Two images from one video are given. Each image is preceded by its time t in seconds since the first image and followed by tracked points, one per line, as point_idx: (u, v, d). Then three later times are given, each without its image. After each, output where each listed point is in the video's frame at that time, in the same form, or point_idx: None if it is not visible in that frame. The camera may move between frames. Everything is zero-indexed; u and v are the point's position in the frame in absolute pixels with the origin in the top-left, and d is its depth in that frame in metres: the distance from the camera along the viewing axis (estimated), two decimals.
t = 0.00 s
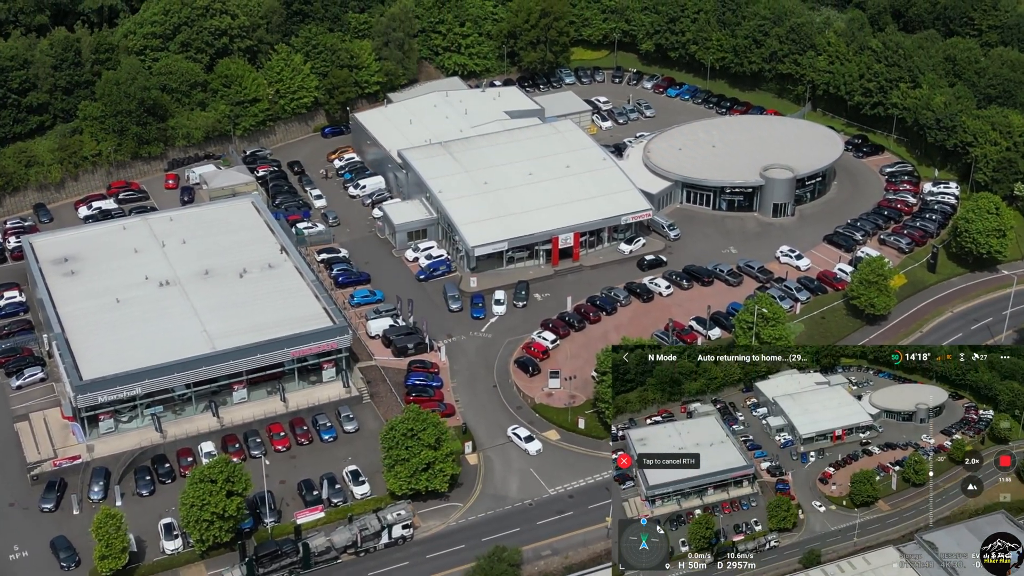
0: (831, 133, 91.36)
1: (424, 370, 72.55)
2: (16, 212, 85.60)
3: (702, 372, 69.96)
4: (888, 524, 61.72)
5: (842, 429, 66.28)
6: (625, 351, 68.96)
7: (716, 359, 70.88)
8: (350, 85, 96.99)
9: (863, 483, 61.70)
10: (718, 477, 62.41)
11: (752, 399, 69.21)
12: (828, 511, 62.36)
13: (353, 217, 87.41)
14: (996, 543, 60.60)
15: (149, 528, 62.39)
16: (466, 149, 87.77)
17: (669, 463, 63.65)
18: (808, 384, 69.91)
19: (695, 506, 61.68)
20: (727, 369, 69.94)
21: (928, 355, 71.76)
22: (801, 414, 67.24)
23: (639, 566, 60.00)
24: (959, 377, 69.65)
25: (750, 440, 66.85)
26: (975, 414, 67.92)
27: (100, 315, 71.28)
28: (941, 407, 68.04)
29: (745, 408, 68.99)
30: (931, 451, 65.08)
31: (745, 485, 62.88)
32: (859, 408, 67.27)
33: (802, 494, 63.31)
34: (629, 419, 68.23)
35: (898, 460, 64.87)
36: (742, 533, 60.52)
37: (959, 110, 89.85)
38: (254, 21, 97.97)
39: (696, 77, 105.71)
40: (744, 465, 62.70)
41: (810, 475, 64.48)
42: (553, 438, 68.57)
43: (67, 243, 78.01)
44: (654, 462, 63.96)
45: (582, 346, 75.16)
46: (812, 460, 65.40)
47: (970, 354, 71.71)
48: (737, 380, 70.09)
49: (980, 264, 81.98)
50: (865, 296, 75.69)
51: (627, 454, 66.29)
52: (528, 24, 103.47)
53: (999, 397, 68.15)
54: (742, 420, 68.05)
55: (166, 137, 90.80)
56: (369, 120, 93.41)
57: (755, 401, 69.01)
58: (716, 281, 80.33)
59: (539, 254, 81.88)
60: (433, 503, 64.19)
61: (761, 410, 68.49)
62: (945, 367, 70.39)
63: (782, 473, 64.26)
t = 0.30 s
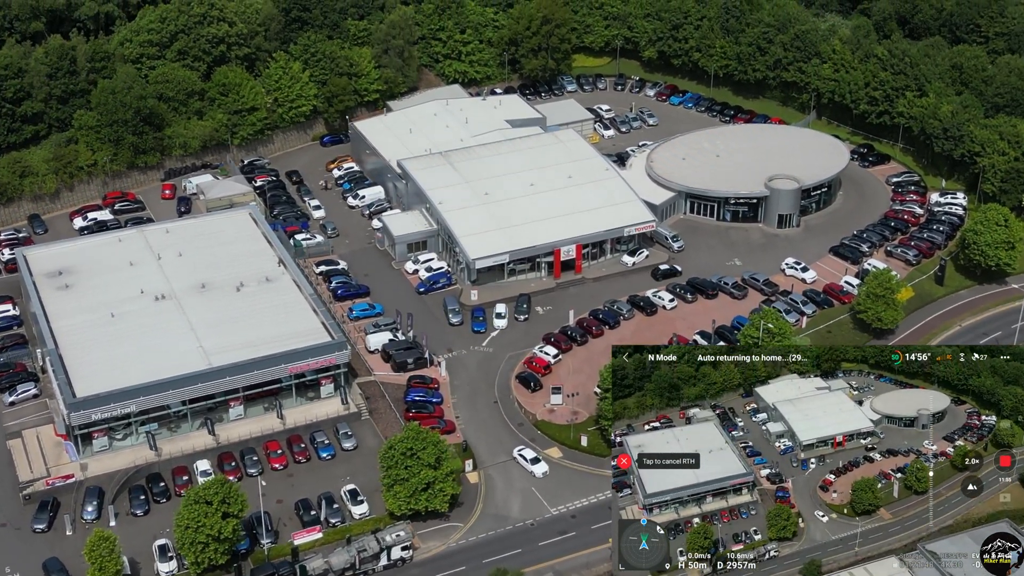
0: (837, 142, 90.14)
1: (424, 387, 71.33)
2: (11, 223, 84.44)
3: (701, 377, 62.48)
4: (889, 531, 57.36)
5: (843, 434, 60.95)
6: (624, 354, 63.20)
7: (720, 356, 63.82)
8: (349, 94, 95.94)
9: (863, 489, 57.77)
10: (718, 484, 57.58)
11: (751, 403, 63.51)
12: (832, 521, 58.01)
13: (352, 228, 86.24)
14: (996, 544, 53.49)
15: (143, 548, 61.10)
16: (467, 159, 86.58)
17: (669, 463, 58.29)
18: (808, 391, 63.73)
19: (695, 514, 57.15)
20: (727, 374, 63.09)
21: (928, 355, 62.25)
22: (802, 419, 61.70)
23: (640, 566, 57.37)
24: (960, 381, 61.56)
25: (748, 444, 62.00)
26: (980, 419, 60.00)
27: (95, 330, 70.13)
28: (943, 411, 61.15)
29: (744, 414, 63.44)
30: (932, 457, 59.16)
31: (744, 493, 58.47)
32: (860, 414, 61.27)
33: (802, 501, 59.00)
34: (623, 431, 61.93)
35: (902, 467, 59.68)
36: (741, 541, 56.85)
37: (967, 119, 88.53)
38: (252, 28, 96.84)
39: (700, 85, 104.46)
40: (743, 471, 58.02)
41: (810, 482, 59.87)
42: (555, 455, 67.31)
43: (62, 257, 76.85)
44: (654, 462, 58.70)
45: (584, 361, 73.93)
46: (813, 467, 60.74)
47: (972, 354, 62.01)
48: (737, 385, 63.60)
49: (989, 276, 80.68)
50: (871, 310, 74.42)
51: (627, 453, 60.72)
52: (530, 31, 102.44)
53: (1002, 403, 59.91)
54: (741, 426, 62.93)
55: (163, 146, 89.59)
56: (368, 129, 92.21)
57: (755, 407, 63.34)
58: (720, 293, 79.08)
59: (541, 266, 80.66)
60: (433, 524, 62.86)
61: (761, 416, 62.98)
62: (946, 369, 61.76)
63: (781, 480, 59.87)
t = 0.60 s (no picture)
0: (842, 152, 88.94)
1: (424, 403, 70.10)
2: (5, 234, 83.20)
3: (700, 381, 61.62)
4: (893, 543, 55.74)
5: (843, 438, 59.41)
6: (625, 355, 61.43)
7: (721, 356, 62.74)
8: (348, 102, 94.71)
9: (863, 497, 56.26)
10: (716, 491, 56.87)
11: (750, 407, 61.68)
12: (835, 530, 56.80)
13: (351, 239, 85.05)
14: (994, 543, 52.48)
15: (137, 570, 59.85)
16: (467, 170, 85.41)
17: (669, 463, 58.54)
18: (809, 395, 62.17)
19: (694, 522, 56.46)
20: (726, 377, 61.82)
21: (930, 355, 61.11)
22: (802, 424, 60.37)
23: (642, 567, 57.24)
24: (961, 385, 59.96)
25: (746, 450, 60.36)
26: (982, 423, 58.26)
27: (89, 346, 68.94)
28: (944, 416, 59.44)
29: (744, 418, 61.69)
30: (935, 463, 57.69)
31: (745, 500, 57.35)
32: (861, 418, 60.05)
33: (802, 508, 57.45)
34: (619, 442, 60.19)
35: (904, 472, 58.25)
36: (740, 549, 55.86)
37: (975, 129, 87.28)
38: (250, 36, 95.73)
39: (703, 92, 103.23)
40: (741, 477, 57.20)
41: (811, 488, 58.16)
42: (558, 474, 66.06)
43: (56, 269, 75.70)
44: (655, 462, 58.93)
45: (587, 376, 72.71)
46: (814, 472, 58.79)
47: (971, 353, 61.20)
48: (736, 389, 62.04)
49: (997, 288, 79.45)
50: (879, 324, 73.26)
51: (626, 453, 59.63)
52: (531, 38, 101.39)
53: (1005, 408, 58.51)
54: (740, 430, 61.15)
55: (159, 155, 88.36)
56: (368, 138, 91.03)
57: (755, 410, 61.62)
58: (725, 306, 77.88)
59: (542, 278, 79.44)
60: (432, 545, 61.57)
61: (761, 420, 61.34)
62: (948, 372, 60.27)
63: (782, 485, 58.06)
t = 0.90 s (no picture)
0: (848, 162, 87.73)
1: (423, 419, 68.82)
2: None
3: (698, 384, 61.86)
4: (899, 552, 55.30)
5: (844, 443, 59.09)
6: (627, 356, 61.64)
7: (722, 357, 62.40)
8: (348, 110, 93.61)
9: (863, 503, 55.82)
10: (715, 497, 56.34)
11: (749, 409, 61.75)
12: (838, 539, 56.29)
13: (350, 250, 83.84)
14: (995, 542, 52.54)
15: None
16: (468, 180, 84.20)
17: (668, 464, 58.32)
18: (809, 398, 61.89)
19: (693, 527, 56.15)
20: (726, 381, 61.76)
21: (930, 356, 61.27)
22: (802, 429, 60.21)
23: (641, 567, 57.20)
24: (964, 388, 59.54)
25: (745, 454, 60.45)
26: (986, 427, 58.76)
27: (83, 362, 67.81)
28: (947, 419, 59.57)
29: (744, 421, 61.64)
30: (937, 468, 57.60)
31: (744, 506, 57.06)
32: (862, 422, 59.74)
33: (802, 515, 57.23)
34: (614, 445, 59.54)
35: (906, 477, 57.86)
36: (739, 557, 55.35)
37: (982, 139, 86.03)
38: (248, 43, 94.57)
39: (706, 100, 102.05)
40: (740, 484, 56.85)
41: (811, 494, 58.04)
42: (560, 492, 64.72)
43: (50, 282, 74.53)
44: (654, 462, 58.72)
45: (589, 392, 71.50)
46: (814, 478, 58.85)
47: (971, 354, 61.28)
48: (736, 392, 61.98)
49: (1006, 301, 78.20)
50: (887, 338, 71.98)
51: (626, 453, 59.03)
52: (533, 46, 100.23)
53: (1009, 411, 58.53)
54: (740, 434, 61.09)
55: (156, 165, 87.18)
56: (367, 147, 89.87)
57: (754, 415, 61.59)
58: (729, 319, 76.61)
59: (544, 290, 78.21)
60: (432, 566, 60.20)
61: (761, 424, 61.24)
62: (950, 376, 60.30)
63: (781, 491, 57.89)
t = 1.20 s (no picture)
0: (854, 172, 86.55)
1: (423, 437, 67.59)
2: None
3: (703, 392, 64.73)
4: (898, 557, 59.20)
5: (845, 449, 64.77)
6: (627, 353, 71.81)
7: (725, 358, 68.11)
8: (347, 119, 92.50)
9: (868, 511, 59.55)
10: (714, 504, 60.86)
11: (754, 415, 68.03)
12: (839, 547, 59.91)
13: (348, 262, 82.64)
14: (994, 544, 56.47)
15: None
16: (468, 191, 83.01)
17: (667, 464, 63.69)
18: (810, 401, 68.69)
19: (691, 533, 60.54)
20: (725, 384, 68.75)
21: (930, 355, 69.63)
22: (803, 433, 65.68)
23: (640, 567, 58.80)
24: (965, 393, 66.71)
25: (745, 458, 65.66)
26: (987, 432, 65.04)
27: (76, 378, 66.58)
28: (948, 424, 65.71)
29: (745, 426, 67.72)
30: (941, 475, 62.88)
31: (744, 514, 61.42)
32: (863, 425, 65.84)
33: (802, 522, 61.53)
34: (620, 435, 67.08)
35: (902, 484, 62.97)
36: (735, 567, 58.98)
37: (990, 148, 84.77)
38: (246, 51, 93.43)
39: (709, 108, 100.98)
40: (740, 491, 61.17)
41: (811, 501, 62.62)
42: (561, 512, 63.16)
43: (43, 296, 73.37)
44: (653, 462, 63.99)
45: (592, 408, 70.24)
46: (814, 484, 63.73)
47: (970, 354, 70.83)
48: (736, 396, 69.06)
49: (1015, 314, 76.87)
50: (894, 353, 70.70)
51: (625, 454, 64.30)
52: (534, 53, 99.52)
53: (1012, 415, 65.33)
54: (739, 439, 66.96)
55: (152, 175, 86.01)
56: (366, 157, 88.76)
57: (755, 418, 67.73)
58: (734, 333, 75.29)
59: (546, 304, 76.98)
60: None
61: (761, 428, 67.10)
62: (951, 379, 67.62)
63: (781, 499, 62.43)
